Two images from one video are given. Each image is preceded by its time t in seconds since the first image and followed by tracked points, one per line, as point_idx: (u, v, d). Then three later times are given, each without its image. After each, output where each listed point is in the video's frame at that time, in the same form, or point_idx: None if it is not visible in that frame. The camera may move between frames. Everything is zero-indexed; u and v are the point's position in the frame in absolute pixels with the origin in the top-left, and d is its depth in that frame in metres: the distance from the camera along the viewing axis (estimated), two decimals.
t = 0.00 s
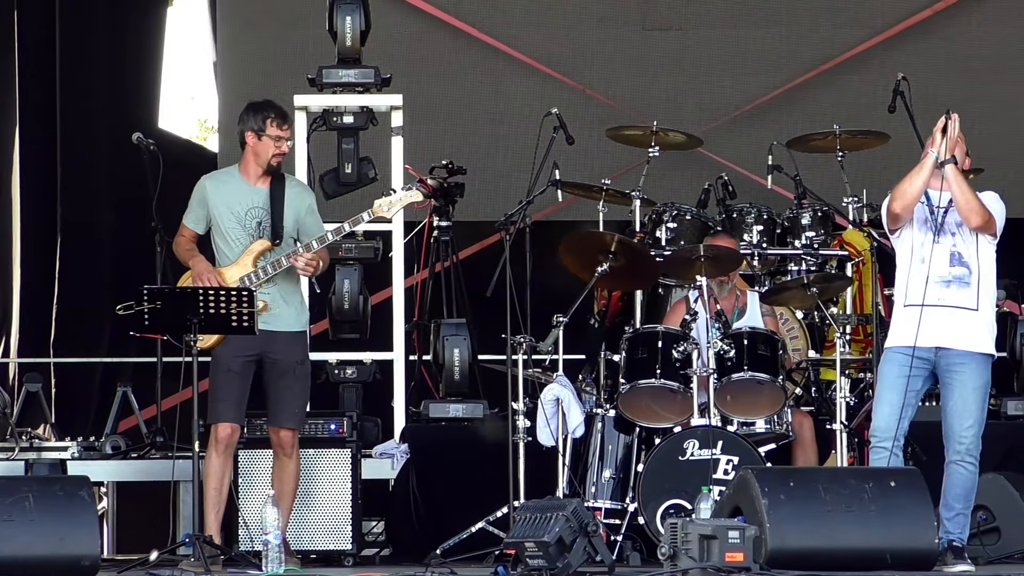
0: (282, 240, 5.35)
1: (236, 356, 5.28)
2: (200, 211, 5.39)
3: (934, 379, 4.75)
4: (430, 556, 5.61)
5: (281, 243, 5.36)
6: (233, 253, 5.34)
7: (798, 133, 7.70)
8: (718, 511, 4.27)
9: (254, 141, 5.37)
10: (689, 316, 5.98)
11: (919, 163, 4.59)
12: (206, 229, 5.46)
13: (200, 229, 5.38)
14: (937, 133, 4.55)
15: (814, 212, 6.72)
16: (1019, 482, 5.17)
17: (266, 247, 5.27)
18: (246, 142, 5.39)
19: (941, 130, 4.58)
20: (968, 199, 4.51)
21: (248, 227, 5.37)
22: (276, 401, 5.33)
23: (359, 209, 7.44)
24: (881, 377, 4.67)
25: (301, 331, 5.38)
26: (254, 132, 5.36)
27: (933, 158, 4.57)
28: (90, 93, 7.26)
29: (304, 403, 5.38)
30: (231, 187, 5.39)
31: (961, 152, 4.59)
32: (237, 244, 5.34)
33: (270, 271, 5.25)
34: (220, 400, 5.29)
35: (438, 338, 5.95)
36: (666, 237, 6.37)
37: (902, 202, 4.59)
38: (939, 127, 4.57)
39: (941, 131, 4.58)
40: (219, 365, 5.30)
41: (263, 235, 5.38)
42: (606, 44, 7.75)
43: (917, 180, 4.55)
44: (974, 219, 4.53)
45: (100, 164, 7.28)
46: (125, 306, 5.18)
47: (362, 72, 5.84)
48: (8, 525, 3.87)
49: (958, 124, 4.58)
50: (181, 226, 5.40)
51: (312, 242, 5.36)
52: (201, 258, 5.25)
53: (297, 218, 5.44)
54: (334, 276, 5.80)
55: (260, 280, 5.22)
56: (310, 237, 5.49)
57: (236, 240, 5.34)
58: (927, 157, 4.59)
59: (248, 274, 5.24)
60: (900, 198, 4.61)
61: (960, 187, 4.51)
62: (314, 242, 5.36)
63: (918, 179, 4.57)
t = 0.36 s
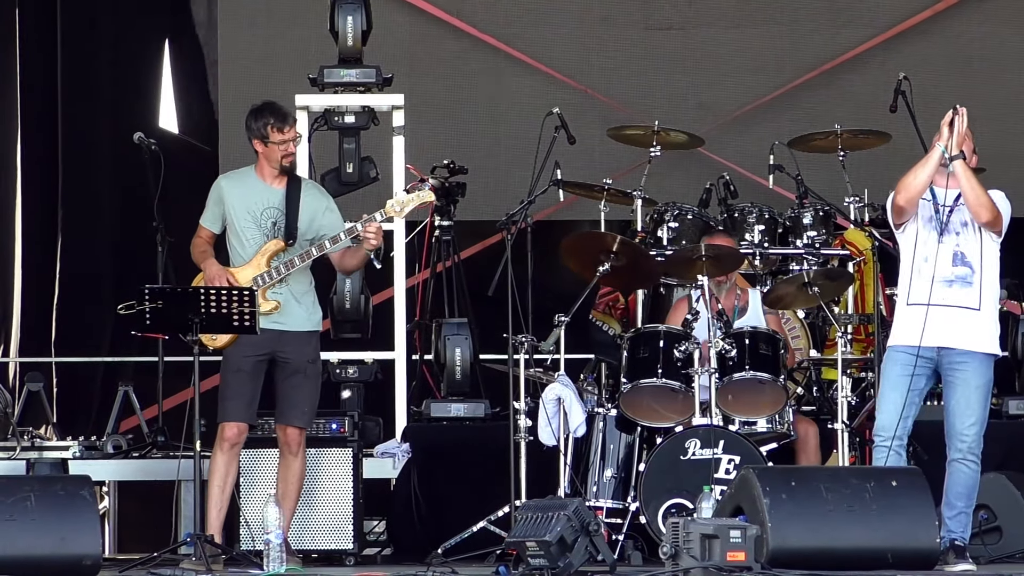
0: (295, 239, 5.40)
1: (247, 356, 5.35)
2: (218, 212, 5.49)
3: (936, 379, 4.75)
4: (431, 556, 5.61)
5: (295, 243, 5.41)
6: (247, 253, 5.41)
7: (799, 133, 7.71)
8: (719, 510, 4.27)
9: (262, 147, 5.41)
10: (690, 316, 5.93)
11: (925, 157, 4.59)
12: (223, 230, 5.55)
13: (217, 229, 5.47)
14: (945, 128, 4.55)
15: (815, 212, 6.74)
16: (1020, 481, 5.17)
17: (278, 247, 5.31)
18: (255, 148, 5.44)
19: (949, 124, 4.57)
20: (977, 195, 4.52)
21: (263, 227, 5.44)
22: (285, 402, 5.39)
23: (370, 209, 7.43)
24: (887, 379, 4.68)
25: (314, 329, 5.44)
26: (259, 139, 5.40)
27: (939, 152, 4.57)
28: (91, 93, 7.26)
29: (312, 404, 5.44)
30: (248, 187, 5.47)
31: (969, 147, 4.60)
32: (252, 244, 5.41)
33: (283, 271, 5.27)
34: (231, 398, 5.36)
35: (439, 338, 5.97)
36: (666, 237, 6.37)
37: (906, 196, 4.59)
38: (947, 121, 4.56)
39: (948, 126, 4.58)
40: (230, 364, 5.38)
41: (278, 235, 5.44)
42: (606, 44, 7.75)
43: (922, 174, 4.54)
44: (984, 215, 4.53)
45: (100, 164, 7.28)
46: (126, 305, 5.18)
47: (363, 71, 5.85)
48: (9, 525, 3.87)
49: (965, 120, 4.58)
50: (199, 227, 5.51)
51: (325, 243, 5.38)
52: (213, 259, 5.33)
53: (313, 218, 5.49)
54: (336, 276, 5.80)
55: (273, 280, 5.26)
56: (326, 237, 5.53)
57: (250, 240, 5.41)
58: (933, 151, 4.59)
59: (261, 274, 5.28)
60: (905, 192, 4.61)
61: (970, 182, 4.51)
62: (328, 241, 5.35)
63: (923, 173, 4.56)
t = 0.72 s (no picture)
0: (296, 238, 5.42)
1: (247, 355, 5.37)
2: (222, 211, 5.54)
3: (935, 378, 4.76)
4: (430, 555, 5.61)
5: (295, 242, 5.42)
6: (248, 252, 5.45)
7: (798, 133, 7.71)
8: (718, 510, 4.27)
9: (267, 144, 5.40)
10: (689, 316, 6.01)
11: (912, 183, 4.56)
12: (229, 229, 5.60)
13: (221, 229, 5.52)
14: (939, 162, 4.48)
15: (814, 212, 6.74)
16: (1020, 481, 5.17)
17: (278, 245, 5.33)
18: (261, 144, 5.43)
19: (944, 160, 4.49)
20: (996, 229, 4.50)
21: (265, 227, 5.47)
22: (284, 401, 5.42)
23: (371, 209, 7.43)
24: (885, 375, 4.66)
25: (316, 328, 5.47)
26: (267, 134, 5.39)
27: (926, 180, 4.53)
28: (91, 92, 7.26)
29: (312, 404, 5.46)
30: (251, 188, 5.51)
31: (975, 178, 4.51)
32: (254, 243, 5.45)
33: (282, 270, 5.29)
34: (232, 398, 5.39)
35: (438, 338, 5.98)
36: (666, 236, 6.37)
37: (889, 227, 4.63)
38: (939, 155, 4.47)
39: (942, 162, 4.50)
40: (230, 363, 5.40)
41: (280, 234, 5.47)
42: (605, 44, 7.74)
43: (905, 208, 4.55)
44: (1004, 242, 4.53)
45: (99, 164, 7.28)
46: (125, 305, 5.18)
47: (362, 71, 5.86)
48: (8, 525, 3.86)
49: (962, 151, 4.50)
50: (204, 226, 5.57)
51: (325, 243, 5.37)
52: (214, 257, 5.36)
53: (314, 218, 5.51)
54: (335, 276, 5.81)
55: (271, 279, 5.28)
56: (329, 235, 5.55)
57: (252, 239, 5.45)
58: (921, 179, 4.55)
59: (262, 272, 5.30)
60: (887, 214, 4.61)
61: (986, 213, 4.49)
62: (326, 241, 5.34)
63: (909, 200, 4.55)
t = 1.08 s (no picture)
0: (296, 238, 5.42)
1: (247, 354, 5.38)
2: (223, 212, 5.55)
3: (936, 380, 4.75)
4: (431, 556, 5.62)
5: (296, 241, 5.43)
6: (250, 252, 5.46)
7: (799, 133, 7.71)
8: (719, 510, 4.27)
9: (263, 145, 5.42)
10: (690, 316, 5.96)
11: (906, 219, 4.49)
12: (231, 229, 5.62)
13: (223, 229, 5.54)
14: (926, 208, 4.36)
15: (815, 212, 6.73)
16: (1021, 481, 5.16)
17: (277, 245, 5.34)
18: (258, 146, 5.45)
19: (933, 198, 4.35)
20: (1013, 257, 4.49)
21: (265, 227, 5.48)
22: (285, 400, 5.42)
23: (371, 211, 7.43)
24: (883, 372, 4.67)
25: (316, 328, 5.48)
26: (262, 136, 5.40)
27: (918, 217, 4.45)
28: (91, 93, 7.26)
29: (312, 403, 5.47)
30: (250, 188, 5.51)
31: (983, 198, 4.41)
32: (255, 243, 5.46)
33: (283, 270, 5.31)
34: (233, 398, 5.40)
35: (439, 338, 5.98)
36: (666, 236, 6.35)
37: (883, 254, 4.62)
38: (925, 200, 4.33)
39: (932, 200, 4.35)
40: (230, 363, 5.42)
41: (281, 234, 5.48)
42: (606, 44, 7.74)
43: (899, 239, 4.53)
44: None
45: (100, 164, 7.28)
46: (125, 306, 5.18)
47: (363, 72, 5.86)
48: (8, 525, 3.87)
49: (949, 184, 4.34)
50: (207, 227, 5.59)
51: (325, 242, 5.38)
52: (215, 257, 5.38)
53: (314, 216, 5.51)
54: (336, 277, 5.81)
55: (270, 280, 5.31)
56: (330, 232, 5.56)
57: (252, 240, 5.45)
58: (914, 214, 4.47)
59: (262, 272, 5.31)
60: (882, 246, 4.57)
61: (1007, 250, 4.48)
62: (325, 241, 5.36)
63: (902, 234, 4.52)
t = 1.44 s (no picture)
0: (297, 239, 5.44)
1: (249, 355, 5.40)
2: (224, 210, 5.57)
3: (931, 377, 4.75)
4: (432, 557, 5.63)
5: (296, 243, 5.45)
6: (250, 252, 5.47)
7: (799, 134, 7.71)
8: (720, 510, 4.28)
9: (266, 141, 5.47)
10: (690, 316, 5.96)
11: (921, 218, 4.50)
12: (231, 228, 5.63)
13: (223, 228, 5.56)
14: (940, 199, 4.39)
15: (815, 212, 6.73)
16: (1022, 481, 5.17)
17: (281, 246, 5.34)
18: (262, 143, 5.50)
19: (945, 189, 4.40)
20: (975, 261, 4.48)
21: (266, 228, 5.50)
22: (287, 401, 5.45)
23: (372, 212, 7.44)
24: (878, 374, 4.68)
25: (317, 330, 5.51)
26: (265, 133, 5.46)
27: (934, 214, 4.46)
28: (91, 94, 7.26)
29: (314, 403, 5.49)
30: (254, 187, 5.54)
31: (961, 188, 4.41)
32: (255, 242, 5.47)
33: (283, 271, 5.32)
34: (235, 398, 5.41)
35: (440, 338, 5.97)
36: (666, 237, 6.26)
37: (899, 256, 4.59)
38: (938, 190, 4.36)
39: (942, 193, 4.42)
40: (232, 363, 5.44)
41: (281, 235, 5.50)
42: (606, 44, 7.74)
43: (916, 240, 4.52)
44: (983, 273, 4.50)
45: (100, 164, 7.28)
46: (126, 307, 5.18)
47: (363, 72, 5.86)
48: (10, 525, 3.87)
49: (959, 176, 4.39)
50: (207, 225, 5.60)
51: (326, 245, 5.41)
52: (216, 255, 5.39)
53: (316, 220, 5.54)
54: (337, 278, 5.80)
55: (271, 280, 5.30)
56: (329, 238, 5.58)
57: (253, 240, 5.47)
58: (929, 212, 4.48)
59: (263, 273, 5.31)
60: (898, 248, 4.56)
61: (961, 242, 4.48)
62: (327, 244, 5.41)
63: (919, 235, 4.51)
